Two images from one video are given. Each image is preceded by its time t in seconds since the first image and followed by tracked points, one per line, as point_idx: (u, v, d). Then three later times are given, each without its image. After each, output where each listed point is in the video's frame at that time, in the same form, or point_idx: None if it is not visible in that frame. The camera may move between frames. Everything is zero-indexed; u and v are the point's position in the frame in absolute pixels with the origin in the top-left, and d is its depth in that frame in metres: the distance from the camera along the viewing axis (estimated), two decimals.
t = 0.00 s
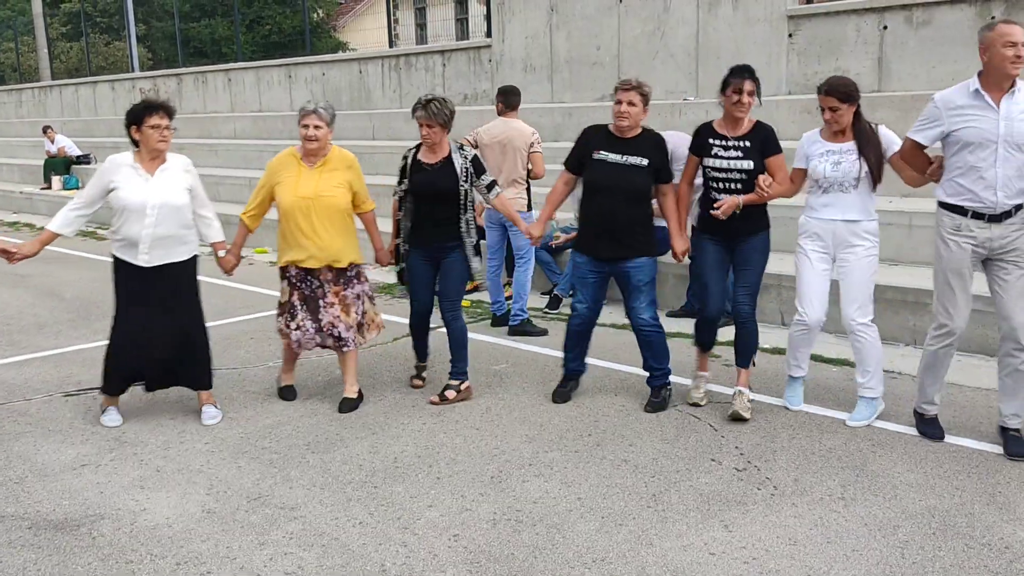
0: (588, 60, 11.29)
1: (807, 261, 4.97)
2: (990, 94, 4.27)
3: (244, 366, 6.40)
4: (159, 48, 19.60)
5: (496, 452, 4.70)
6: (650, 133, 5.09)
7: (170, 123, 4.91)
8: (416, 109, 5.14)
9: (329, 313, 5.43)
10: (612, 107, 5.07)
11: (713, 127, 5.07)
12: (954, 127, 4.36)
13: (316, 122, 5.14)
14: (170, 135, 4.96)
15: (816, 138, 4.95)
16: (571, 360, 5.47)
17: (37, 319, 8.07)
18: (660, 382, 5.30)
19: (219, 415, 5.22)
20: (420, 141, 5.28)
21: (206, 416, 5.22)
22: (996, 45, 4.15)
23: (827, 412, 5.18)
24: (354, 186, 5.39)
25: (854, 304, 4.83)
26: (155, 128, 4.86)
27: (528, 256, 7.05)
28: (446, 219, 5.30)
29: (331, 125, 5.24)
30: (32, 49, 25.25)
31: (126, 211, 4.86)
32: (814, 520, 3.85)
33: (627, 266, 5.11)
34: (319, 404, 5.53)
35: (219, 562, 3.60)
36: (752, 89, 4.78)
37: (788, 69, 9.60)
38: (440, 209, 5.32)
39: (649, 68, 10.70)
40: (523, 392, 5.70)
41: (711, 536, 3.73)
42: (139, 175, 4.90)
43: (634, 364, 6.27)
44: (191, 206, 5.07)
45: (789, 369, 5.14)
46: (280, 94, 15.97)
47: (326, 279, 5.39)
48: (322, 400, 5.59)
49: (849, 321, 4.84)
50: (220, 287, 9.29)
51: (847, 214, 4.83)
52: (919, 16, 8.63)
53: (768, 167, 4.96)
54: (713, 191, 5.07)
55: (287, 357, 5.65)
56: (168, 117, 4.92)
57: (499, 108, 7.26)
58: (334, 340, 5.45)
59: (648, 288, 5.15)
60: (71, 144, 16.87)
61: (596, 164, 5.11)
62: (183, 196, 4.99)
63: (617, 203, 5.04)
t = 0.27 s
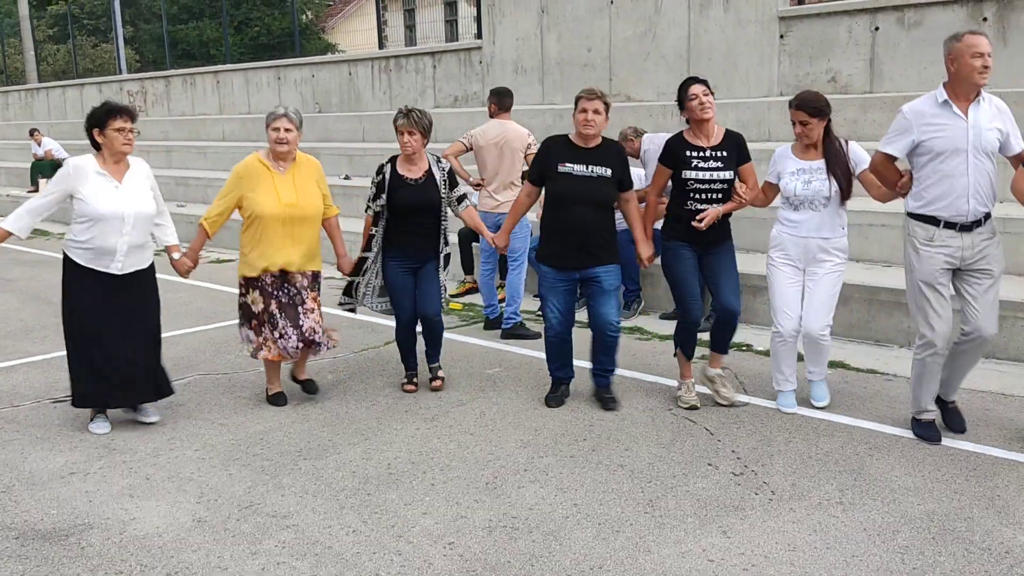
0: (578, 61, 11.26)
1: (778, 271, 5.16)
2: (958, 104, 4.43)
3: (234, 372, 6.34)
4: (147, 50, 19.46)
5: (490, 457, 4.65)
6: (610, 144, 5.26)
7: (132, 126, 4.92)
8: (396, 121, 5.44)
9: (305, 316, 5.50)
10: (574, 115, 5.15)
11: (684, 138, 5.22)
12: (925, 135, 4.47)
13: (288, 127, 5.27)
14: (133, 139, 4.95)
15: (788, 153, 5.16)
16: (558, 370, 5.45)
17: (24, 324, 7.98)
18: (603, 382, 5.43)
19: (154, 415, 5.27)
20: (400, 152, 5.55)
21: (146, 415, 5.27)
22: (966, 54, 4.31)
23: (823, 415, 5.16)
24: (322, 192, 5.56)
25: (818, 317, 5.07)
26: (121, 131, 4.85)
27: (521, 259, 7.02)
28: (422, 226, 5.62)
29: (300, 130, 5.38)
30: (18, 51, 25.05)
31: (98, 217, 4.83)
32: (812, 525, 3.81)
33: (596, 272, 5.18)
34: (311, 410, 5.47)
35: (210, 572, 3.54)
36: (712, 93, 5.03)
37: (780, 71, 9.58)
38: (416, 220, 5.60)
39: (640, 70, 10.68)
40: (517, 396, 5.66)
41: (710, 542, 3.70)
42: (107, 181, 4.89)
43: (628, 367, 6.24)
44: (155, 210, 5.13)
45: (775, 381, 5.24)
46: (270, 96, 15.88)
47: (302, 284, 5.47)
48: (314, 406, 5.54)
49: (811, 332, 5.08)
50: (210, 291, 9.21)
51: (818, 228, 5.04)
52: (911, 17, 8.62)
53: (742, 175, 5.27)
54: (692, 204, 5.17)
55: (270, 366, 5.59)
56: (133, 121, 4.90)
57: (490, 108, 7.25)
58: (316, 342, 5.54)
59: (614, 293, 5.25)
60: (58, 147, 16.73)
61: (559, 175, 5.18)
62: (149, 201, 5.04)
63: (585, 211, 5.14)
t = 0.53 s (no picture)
0: (568, 63, 11.23)
1: (765, 265, 5.26)
2: (937, 95, 4.48)
3: (222, 376, 6.26)
4: (133, 52, 19.31)
5: (483, 463, 4.59)
6: (594, 140, 5.25)
7: (106, 130, 4.94)
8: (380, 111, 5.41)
9: (284, 316, 5.57)
10: (557, 114, 5.15)
11: (665, 129, 5.32)
12: (905, 126, 4.53)
13: (266, 123, 5.30)
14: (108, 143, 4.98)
15: (768, 144, 5.22)
16: (548, 371, 5.43)
17: (9, 329, 7.87)
18: (572, 381, 5.51)
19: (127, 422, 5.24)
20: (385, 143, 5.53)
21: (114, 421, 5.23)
22: (944, 45, 4.38)
23: (817, 418, 5.12)
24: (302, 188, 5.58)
25: (810, 308, 5.19)
26: (95, 135, 4.87)
27: (512, 262, 6.99)
28: (405, 219, 5.59)
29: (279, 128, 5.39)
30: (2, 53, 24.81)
31: (75, 220, 4.85)
32: (810, 530, 3.78)
33: (579, 275, 5.23)
34: (301, 415, 5.40)
35: None
36: (693, 84, 5.10)
37: (769, 72, 9.57)
38: (404, 215, 5.58)
39: (630, 71, 10.66)
40: (510, 400, 5.61)
41: (707, 548, 3.66)
42: (81, 184, 4.91)
43: (622, 370, 6.20)
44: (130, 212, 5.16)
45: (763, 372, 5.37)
46: (257, 98, 15.77)
47: (282, 285, 5.51)
48: (305, 411, 5.47)
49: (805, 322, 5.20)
50: (198, 295, 9.13)
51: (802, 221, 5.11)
52: (901, 18, 8.62)
53: (722, 162, 5.31)
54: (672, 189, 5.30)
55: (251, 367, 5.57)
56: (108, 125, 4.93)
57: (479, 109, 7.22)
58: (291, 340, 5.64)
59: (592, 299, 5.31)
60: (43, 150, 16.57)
61: (544, 175, 5.18)
62: (125, 202, 5.07)
63: (570, 212, 5.16)
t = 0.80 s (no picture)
0: (554, 64, 11.20)
1: (745, 267, 5.33)
2: (910, 102, 4.57)
3: (207, 381, 6.19)
4: (115, 53, 19.14)
5: (473, 467, 4.55)
6: (580, 142, 5.26)
7: (78, 134, 4.86)
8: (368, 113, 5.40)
9: (265, 323, 5.43)
10: (544, 116, 5.14)
11: (642, 134, 5.31)
12: (878, 132, 4.61)
13: (248, 126, 5.25)
14: (79, 146, 4.90)
15: (746, 149, 5.29)
16: (541, 375, 5.40)
17: None
18: (570, 375, 5.52)
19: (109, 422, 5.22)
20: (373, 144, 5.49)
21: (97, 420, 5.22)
22: (918, 54, 4.43)
23: (807, 419, 5.10)
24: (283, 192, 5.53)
25: (788, 306, 5.26)
26: (66, 139, 4.80)
27: (498, 264, 6.95)
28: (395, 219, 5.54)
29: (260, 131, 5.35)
30: None
31: (46, 225, 4.79)
32: (803, 532, 3.76)
33: (571, 270, 5.20)
34: (288, 419, 5.34)
35: None
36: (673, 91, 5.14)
37: (756, 73, 9.58)
38: (393, 215, 5.53)
39: (616, 72, 10.64)
40: (499, 403, 5.57)
41: (700, 551, 3.63)
42: (52, 188, 4.84)
43: (611, 373, 6.16)
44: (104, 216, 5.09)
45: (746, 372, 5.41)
46: (241, 99, 15.66)
47: (265, 289, 5.41)
48: (291, 415, 5.41)
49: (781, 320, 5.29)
50: (182, 298, 9.03)
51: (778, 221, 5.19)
52: (886, 19, 8.63)
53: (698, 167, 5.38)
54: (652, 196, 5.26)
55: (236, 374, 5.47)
56: (78, 129, 4.85)
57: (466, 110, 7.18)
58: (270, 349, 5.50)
59: (588, 293, 5.27)
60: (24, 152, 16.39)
61: (533, 178, 5.16)
62: (98, 206, 5.00)
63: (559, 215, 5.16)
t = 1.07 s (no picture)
0: (541, 65, 11.18)
1: (727, 269, 5.39)
2: (890, 110, 4.62)
3: (192, 385, 6.12)
4: (98, 54, 18.98)
5: (461, 470, 4.51)
6: (574, 149, 5.23)
7: (65, 139, 4.79)
8: (365, 123, 5.45)
9: (255, 320, 5.40)
10: (537, 122, 5.12)
11: (621, 137, 5.36)
12: (857, 141, 4.68)
13: (235, 132, 5.17)
14: (65, 151, 4.83)
15: (729, 152, 5.35)
16: (528, 375, 5.37)
17: None
18: (556, 378, 5.55)
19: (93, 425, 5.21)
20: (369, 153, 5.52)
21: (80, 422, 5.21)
22: (901, 61, 4.47)
23: (793, 419, 5.10)
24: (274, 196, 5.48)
25: (770, 307, 5.34)
26: (50, 144, 4.73)
27: (481, 265, 6.97)
28: (389, 228, 5.55)
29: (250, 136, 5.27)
30: None
31: (27, 231, 4.75)
32: (794, 534, 3.74)
33: (565, 278, 5.21)
34: (274, 423, 5.29)
35: None
36: (655, 95, 5.14)
37: (742, 74, 9.58)
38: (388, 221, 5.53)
39: (603, 73, 10.63)
40: (488, 405, 5.53)
41: (690, 555, 3.60)
42: (36, 193, 4.78)
43: (599, 375, 6.14)
44: (91, 221, 5.00)
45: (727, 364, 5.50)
46: (224, 100, 15.55)
47: (253, 289, 5.38)
48: (277, 419, 5.35)
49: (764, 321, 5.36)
50: (166, 301, 8.95)
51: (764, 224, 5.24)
52: (872, 20, 8.65)
53: (676, 171, 5.34)
54: (626, 196, 5.32)
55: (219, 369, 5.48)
56: (64, 133, 4.78)
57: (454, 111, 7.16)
58: (260, 348, 5.45)
59: (580, 300, 5.31)
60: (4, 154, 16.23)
61: (526, 185, 5.14)
62: (83, 212, 4.92)
63: (554, 221, 5.14)
